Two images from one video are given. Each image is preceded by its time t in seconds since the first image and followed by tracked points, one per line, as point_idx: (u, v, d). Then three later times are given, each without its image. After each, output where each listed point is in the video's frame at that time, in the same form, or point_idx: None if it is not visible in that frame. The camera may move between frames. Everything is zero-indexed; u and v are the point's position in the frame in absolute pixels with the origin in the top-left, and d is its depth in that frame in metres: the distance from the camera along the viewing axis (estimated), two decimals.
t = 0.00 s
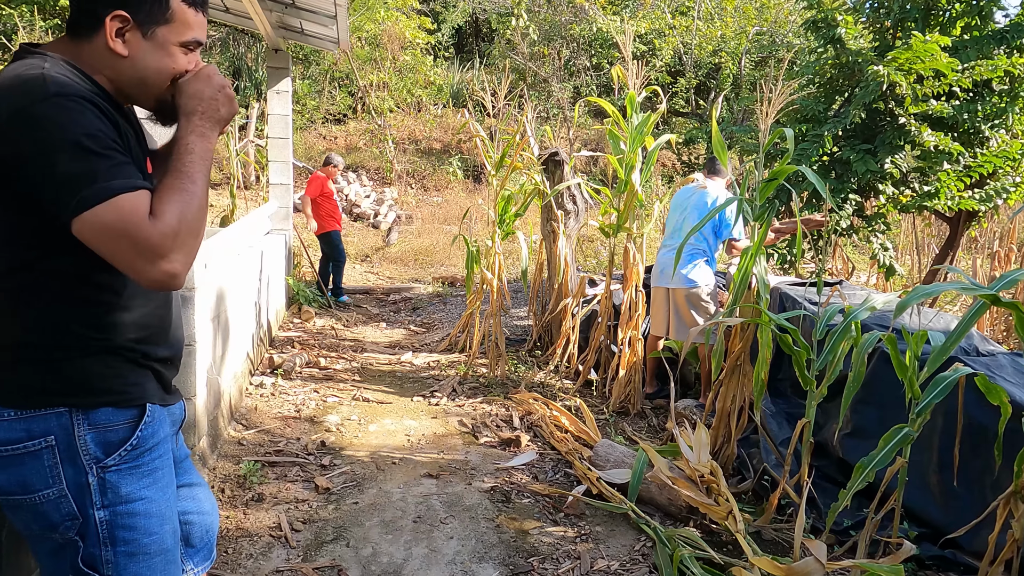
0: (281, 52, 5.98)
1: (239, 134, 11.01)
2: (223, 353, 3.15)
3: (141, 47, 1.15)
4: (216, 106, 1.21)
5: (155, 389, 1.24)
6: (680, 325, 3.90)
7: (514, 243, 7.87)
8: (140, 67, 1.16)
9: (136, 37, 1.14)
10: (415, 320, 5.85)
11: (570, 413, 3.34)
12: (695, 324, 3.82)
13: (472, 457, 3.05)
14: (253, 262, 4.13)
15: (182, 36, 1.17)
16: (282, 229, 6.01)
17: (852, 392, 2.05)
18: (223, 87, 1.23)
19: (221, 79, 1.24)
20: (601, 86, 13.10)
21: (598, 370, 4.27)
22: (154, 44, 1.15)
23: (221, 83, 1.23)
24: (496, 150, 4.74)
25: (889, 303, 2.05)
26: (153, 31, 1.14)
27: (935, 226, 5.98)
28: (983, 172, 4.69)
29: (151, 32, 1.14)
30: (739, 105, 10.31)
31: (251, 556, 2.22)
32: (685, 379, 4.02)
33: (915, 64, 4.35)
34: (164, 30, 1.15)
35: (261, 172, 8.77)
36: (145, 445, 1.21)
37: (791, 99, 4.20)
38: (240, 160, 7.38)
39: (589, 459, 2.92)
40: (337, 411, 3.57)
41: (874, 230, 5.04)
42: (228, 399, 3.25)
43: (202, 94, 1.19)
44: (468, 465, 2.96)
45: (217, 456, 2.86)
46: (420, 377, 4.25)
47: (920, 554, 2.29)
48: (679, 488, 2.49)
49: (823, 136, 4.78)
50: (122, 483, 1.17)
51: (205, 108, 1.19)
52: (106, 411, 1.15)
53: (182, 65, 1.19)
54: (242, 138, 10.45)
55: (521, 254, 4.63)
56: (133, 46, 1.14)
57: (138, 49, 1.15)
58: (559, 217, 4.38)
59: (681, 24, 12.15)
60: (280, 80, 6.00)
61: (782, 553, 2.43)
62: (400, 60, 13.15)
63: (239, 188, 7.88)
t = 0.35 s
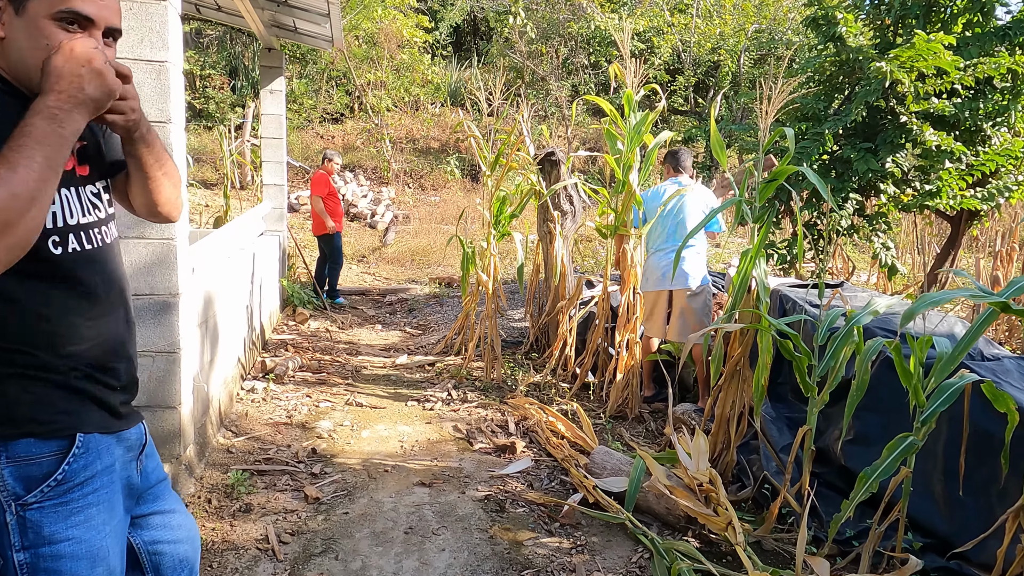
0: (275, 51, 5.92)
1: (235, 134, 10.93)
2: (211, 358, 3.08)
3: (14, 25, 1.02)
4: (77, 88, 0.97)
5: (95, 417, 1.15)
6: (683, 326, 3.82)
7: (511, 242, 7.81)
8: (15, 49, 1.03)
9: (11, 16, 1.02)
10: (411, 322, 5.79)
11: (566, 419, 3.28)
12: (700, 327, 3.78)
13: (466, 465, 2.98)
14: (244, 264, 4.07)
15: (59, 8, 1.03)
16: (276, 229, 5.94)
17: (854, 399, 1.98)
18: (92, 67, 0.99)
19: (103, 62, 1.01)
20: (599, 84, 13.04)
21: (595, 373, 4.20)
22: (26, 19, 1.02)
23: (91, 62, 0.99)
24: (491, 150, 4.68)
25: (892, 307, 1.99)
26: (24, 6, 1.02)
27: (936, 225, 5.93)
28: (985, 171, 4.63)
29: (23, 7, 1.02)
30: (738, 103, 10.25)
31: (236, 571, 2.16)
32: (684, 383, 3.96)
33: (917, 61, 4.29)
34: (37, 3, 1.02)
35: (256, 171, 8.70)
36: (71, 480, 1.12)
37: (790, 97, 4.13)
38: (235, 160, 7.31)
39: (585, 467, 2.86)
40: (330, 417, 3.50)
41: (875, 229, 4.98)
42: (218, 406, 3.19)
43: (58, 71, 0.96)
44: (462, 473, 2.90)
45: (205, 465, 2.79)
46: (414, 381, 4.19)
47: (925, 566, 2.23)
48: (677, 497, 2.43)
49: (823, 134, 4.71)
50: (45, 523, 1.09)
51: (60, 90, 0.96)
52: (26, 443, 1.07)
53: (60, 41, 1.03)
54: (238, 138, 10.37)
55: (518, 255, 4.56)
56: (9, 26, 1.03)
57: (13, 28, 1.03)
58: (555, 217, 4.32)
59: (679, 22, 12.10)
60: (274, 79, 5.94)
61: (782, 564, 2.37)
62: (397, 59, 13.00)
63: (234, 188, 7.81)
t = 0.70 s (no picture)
0: (274, 53, 5.92)
1: (234, 135, 10.93)
2: (206, 362, 3.06)
3: (71, 73, 1.07)
4: (132, 382, 0.99)
5: (77, 430, 1.14)
6: (683, 327, 3.78)
7: (510, 244, 7.80)
8: (58, 94, 1.07)
9: (70, 64, 1.07)
10: (409, 324, 5.77)
11: (563, 423, 3.27)
12: (701, 327, 3.77)
13: (462, 469, 2.97)
14: (241, 267, 4.05)
15: (111, 78, 1.13)
16: (274, 232, 5.92)
17: (851, 405, 1.96)
18: (162, 376, 1.02)
19: (172, 373, 1.03)
20: (599, 85, 13.04)
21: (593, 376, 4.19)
22: (86, 78, 1.09)
23: (161, 367, 1.02)
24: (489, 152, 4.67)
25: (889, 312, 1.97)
26: (88, 65, 1.09)
27: (935, 227, 5.91)
28: (984, 173, 4.61)
29: (87, 65, 1.09)
30: (737, 104, 10.24)
31: None
32: (682, 386, 3.94)
33: (916, 62, 4.27)
34: (99, 67, 1.11)
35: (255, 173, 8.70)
36: (47, 497, 1.09)
37: (788, 98, 4.12)
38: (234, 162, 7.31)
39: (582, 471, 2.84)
40: (326, 421, 3.49)
41: (874, 231, 4.96)
42: (213, 410, 3.17)
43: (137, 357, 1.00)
44: (458, 477, 2.88)
45: (199, 470, 2.78)
46: (412, 384, 4.17)
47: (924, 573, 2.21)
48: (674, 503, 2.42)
49: (822, 136, 4.70)
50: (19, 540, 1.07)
51: (122, 371, 0.99)
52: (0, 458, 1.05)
53: (101, 104, 1.14)
54: (237, 139, 10.37)
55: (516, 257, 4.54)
56: (63, 71, 1.07)
57: (66, 76, 1.07)
58: (553, 220, 4.30)
59: (679, 23, 12.10)
60: (272, 81, 5.94)
61: (780, 570, 2.35)
62: (397, 60, 13.07)
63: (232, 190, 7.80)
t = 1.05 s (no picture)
0: (275, 55, 5.92)
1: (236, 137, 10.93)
2: (207, 363, 3.06)
3: (115, 96, 1.16)
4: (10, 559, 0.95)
5: (95, 418, 1.20)
6: (678, 328, 3.82)
7: (511, 245, 7.79)
8: (102, 112, 1.16)
9: (115, 87, 1.16)
10: (411, 325, 5.77)
11: (564, 424, 3.26)
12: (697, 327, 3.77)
13: (464, 470, 2.97)
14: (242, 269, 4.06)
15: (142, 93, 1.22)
16: (275, 233, 5.93)
17: (853, 405, 1.95)
18: None
19: None
20: (601, 87, 13.03)
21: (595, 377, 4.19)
22: (127, 97, 1.18)
23: None
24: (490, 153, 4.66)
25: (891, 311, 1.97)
26: (129, 86, 1.18)
27: (938, 228, 5.90)
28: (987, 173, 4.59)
29: (128, 86, 1.18)
30: (739, 104, 10.23)
31: None
32: (684, 387, 3.93)
33: (918, 63, 4.27)
34: (136, 86, 1.19)
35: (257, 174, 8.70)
36: (79, 481, 1.17)
37: (790, 99, 4.11)
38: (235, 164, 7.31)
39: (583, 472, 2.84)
40: (328, 421, 3.49)
41: (876, 232, 4.95)
42: (214, 410, 3.17)
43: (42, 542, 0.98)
44: (460, 478, 2.88)
45: (200, 470, 2.78)
46: (413, 385, 4.17)
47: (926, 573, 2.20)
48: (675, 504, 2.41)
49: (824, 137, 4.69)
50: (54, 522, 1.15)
51: (21, 544, 0.97)
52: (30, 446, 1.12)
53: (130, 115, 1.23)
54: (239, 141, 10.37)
55: (517, 259, 4.54)
56: (108, 93, 1.15)
57: (110, 98, 1.16)
58: (555, 220, 4.30)
59: (680, 24, 12.10)
60: (274, 83, 5.94)
61: (781, 570, 2.35)
62: (399, 62, 13.11)
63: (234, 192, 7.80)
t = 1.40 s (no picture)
0: (276, 56, 5.92)
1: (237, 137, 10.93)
2: (208, 364, 3.06)
3: (106, 75, 1.13)
4: (183, 460, 1.14)
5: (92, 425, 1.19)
6: (674, 333, 3.80)
7: (512, 246, 7.79)
8: (98, 95, 1.14)
9: (103, 66, 1.12)
10: (411, 326, 5.77)
11: (566, 425, 3.26)
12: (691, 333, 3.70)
13: (465, 471, 2.97)
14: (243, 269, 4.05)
15: (139, 63, 1.18)
16: (276, 234, 5.92)
17: (856, 407, 1.94)
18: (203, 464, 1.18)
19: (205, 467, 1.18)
20: (602, 88, 13.05)
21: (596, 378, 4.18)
22: (119, 75, 1.14)
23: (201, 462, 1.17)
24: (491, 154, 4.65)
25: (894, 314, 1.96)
26: (117, 62, 1.13)
27: (939, 229, 5.90)
28: (989, 174, 4.60)
29: (117, 61, 1.13)
30: (739, 105, 10.24)
31: None
32: (685, 389, 3.93)
33: (919, 65, 4.27)
34: (127, 57, 1.15)
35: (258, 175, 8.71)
36: (75, 486, 1.15)
37: (791, 100, 4.11)
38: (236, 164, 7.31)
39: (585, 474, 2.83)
40: (328, 423, 3.49)
41: (877, 233, 4.95)
42: (215, 412, 3.17)
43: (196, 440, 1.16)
44: (461, 480, 2.88)
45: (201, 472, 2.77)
46: (414, 386, 4.16)
47: None
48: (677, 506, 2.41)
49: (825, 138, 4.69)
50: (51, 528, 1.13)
51: (182, 448, 1.13)
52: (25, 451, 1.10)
53: (134, 88, 1.20)
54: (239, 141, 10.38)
55: (518, 260, 4.53)
56: (98, 75, 1.12)
57: (101, 78, 1.13)
58: (555, 221, 4.29)
59: (681, 25, 12.12)
60: (274, 83, 5.94)
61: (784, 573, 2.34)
62: (399, 62, 13.13)
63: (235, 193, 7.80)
